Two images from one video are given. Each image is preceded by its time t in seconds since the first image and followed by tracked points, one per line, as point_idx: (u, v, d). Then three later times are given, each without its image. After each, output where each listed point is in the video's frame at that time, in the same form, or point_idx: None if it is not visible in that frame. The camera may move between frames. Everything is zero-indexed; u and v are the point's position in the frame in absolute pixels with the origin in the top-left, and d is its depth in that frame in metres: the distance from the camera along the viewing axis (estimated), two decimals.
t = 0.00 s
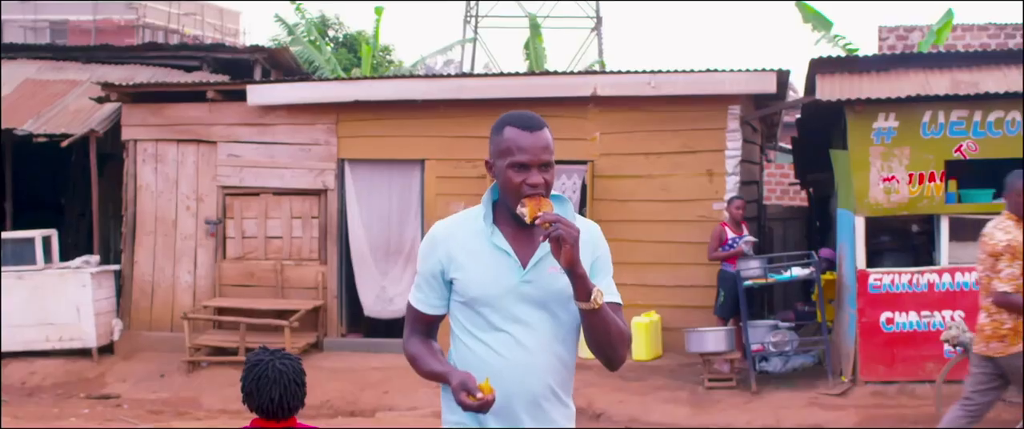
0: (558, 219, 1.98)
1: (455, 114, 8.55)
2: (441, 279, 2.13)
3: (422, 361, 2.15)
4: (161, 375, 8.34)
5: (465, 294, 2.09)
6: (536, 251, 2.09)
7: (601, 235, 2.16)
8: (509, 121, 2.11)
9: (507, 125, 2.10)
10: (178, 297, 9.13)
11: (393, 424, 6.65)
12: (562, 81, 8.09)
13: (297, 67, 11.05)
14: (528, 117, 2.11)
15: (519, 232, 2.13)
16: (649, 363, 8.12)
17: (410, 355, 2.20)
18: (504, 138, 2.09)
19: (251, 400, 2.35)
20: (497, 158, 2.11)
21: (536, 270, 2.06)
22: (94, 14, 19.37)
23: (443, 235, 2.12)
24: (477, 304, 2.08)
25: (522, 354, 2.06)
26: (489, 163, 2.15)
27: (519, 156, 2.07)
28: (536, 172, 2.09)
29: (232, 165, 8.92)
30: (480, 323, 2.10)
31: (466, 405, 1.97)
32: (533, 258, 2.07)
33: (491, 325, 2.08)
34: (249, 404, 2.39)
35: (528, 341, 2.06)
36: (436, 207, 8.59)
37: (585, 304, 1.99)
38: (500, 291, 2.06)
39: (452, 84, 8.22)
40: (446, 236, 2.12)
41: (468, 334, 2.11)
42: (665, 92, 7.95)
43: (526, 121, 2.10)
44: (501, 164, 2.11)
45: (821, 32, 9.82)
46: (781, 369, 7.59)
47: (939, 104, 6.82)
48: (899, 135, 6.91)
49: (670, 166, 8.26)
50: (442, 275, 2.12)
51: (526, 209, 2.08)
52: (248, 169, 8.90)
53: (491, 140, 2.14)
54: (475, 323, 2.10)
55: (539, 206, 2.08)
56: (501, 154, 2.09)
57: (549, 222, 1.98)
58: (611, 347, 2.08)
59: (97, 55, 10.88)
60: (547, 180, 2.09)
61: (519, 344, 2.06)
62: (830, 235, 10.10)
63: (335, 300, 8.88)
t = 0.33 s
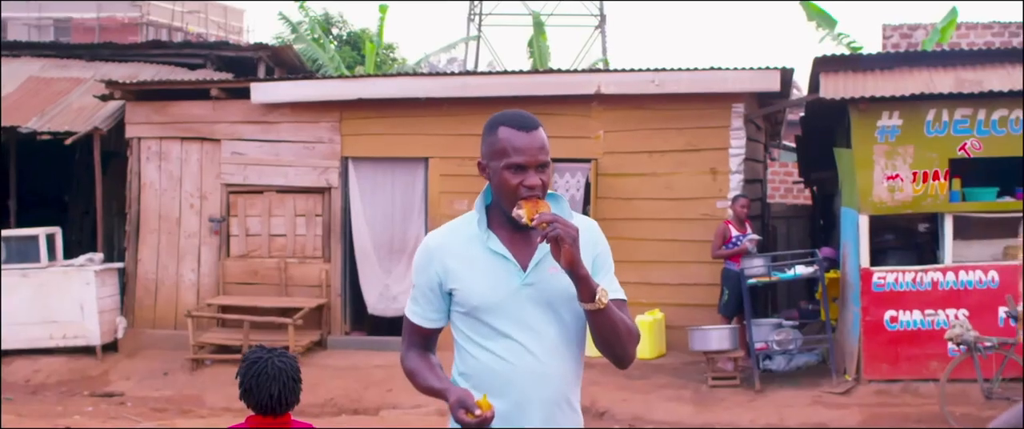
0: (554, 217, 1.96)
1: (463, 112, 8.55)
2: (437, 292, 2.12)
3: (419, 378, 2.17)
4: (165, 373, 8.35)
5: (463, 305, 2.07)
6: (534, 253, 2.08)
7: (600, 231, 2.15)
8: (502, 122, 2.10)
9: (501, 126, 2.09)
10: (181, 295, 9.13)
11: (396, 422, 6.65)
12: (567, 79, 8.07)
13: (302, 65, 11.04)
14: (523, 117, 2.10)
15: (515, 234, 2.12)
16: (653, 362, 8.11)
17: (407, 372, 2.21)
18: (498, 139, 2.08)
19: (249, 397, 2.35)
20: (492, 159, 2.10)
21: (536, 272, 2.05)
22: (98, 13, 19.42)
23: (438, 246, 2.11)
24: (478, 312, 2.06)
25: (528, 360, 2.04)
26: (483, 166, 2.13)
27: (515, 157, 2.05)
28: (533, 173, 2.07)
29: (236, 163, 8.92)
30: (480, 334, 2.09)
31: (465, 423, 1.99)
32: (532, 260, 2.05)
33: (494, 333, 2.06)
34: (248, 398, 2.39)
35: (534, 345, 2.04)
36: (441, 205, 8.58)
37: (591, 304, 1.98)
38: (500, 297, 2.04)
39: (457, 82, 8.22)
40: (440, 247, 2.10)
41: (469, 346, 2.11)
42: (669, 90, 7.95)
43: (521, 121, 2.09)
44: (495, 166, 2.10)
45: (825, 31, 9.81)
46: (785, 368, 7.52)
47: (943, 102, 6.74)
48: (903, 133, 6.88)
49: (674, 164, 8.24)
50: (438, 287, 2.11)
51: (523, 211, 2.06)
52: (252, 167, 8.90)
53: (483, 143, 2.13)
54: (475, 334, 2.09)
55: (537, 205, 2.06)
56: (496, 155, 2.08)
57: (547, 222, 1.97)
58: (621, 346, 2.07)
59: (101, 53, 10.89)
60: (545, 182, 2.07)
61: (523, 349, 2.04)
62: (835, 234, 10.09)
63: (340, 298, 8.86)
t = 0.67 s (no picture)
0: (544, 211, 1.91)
1: (463, 115, 8.54)
2: (426, 300, 2.06)
3: (413, 390, 2.11)
4: (164, 377, 8.35)
5: (454, 311, 2.01)
6: (524, 250, 2.03)
7: (593, 225, 2.11)
8: (487, 119, 2.03)
9: (486, 123, 2.02)
10: (181, 299, 9.13)
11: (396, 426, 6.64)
12: (567, 83, 8.07)
13: (301, 69, 11.05)
14: (508, 113, 2.03)
15: (502, 233, 2.06)
16: (652, 366, 8.10)
17: (400, 384, 2.15)
18: (484, 137, 2.01)
19: (242, 382, 2.59)
20: (477, 157, 2.03)
21: (527, 270, 1.99)
22: (98, 16, 19.37)
23: (424, 252, 2.05)
24: (470, 316, 2.00)
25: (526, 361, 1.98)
26: (468, 164, 2.06)
27: (502, 155, 1.98)
28: (521, 170, 2.01)
29: (236, 167, 8.92)
30: (474, 339, 2.02)
31: None
32: (523, 257, 2.00)
33: (488, 337, 2.00)
34: (234, 388, 2.63)
35: (531, 345, 1.98)
36: (441, 209, 8.56)
37: (589, 298, 1.93)
38: (492, 299, 1.98)
39: (456, 86, 8.20)
40: (427, 252, 2.04)
41: (464, 351, 2.04)
42: (669, 95, 7.95)
43: (506, 118, 2.02)
44: (480, 164, 2.03)
45: (825, 35, 9.81)
46: (785, 372, 7.47)
47: (943, 107, 6.81)
48: (903, 137, 6.89)
49: (673, 168, 8.24)
50: (426, 294, 2.05)
51: (512, 209, 2.01)
52: (252, 171, 8.89)
53: (467, 142, 2.06)
54: (470, 339, 2.03)
55: (524, 201, 2.00)
56: (482, 153, 2.01)
57: (537, 216, 1.92)
58: (624, 340, 2.02)
59: (101, 57, 10.90)
60: (533, 179, 2.00)
61: (519, 351, 1.98)
62: (834, 238, 10.11)
63: (339, 302, 8.85)
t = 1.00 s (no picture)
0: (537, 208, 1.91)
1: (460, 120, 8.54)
2: (415, 304, 2.04)
3: (404, 399, 2.06)
4: (160, 381, 8.34)
5: (445, 314, 1.99)
6: (515, 250, 2.02)
7: (583, 222, 2.12)
8: (473, 117, 2.03)
9: (473, 121, 2.02)
10: (177, 303, 9.13)
11: None
12: (563, 87, 8.08)
13: (297, 73, 11.05)
14: (495, 110, 2.03)
15: (491, 234, 2.06)
16: (649, 370, 8.11)
17: (390, 395, 2.09)
18: (471, 135, 2.00)
19: (220, 384, 2.92)
20: (464, 157, 2.02)
21: (518, 269, 1.99)
22: (95, 21, 19.32)
23: (413, 256, 2.03)
24: (462, 318, 1.98)
25: (522, 361, 1.98)
26: (455, 164, 2.05)
27: (490, 153, 1.98)
28: (510, 169, 2.00)
29: (233, 171, 8.93)
30: (467, 341, 2.01)
31: None
32: (514, 257, 2.00)
33: (482, 340, 1.99)
34: (211, 391, 2.94)
35: (525, 344, 1.98)
36: (437, 213, 8.55)
37: (585, 296, 1.93)
38: (484, 300, 1.97)
39: (453, 90, 8.20)
40: (415, 257, 2.02)
41: (457, 354, 2.03)
42: (665, 98, 7.96)
43: (494, 115, 2.02)
44: (468, 164, 2.02)
45: (822, 38, 9.84)
46: (781, 376, 7.53)
47: (940, 110, 6.83)
48: (900, 141, 6.90)
49: (670, 172, 8.25)
50: (416, 299, 2.03)
51: (501, 208, 2.00)
52: (248, 175, 8.90)
53: (453, 141, 2.05)
54: (463, 342, 2.01)
55: (514, 197, 1.99)
56: (470, 152, 2.00)
57: (528, 213, 1.91)
58: (621, 339, 2.02)
59: (97, 61, 10.92)
60: (523, 177, 1.99)
61: (515, 351, 1.98)
62: (830, 242, 10.14)
63: (336, 306, 8.85)
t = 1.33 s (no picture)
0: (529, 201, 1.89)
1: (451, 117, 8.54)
2: (402, 296, 2.01)
3: (393, 393, 2.00)
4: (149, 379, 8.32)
5: (433, 307, 1.97)
6: (503, 244, 2.01)
7: (574, 218, 2.12)
8: (466, 107, 2.00)
9: (465, 112, 1.99)
10: (167, 301, 9.11)
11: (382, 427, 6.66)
12: (553, 85, 8.11)
13: (287, 70, 11.04)
14: (487, 101, 2.00)
15: (479, 227, 2.04)
16: (639, 367, 8.15)
17: (377, 391, 2.04)
18: (463, 127, 1.97)
19: (179, 378, 2.98)
20: (456, 148, 1.99)
21: (506, 264, 1.98)
22: (85, 18, 19.23)
23: (399, 247, 2.00)
24: (448, 312, 1.96)
25: (510, 356, 1.97)
26: (446, 155, 2.03)
27: (482, 145, 1.95)
28: (502, 162, 1.97)
29: (223, 168, 8.92)
30: (455, 335, 1.99)
31: (456, 416, 1.86)
32: (503, 251, 1.99)
33: (469, 335, 1.97)
34: (171, 387, 3.00)
35: (514, 339, 1.97)
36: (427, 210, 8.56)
37: (574, 294, 1.91)
38: (472, 295, 1.95)
39: (443, 87, 8.21)
40: (401, 248, 2.00)
41: (445, 348, 2.01)
42: (655, 96, 8.00)
43: (486, 106, 1.99)
44: (459, 155, 1.99)
45: (812, 36, 9.90)
46: (771, 373, 7.59)
47: (929, 108, 6.74)
48: (889, 139, 6.89)
49: (661, 170, 8.29)
50: (403, 290, 2.00)
51: (492, 201, 1.97)
52: (238, 172, 8.89)
53: (444, 132, 2.02)
54: (451, 335, 1.99)
55: (505, 189, 1.97)
56: (461, 144, 1.98)
57: (520, 207, 1.89)
58: (611, 339, 2.01)
59: (87, 58, 10.90)
60: (515, 170, 1.97)
61: (502, 346, 1.97)
62: (820, 239, 10.20)
63: (325, 303, 8.86)
